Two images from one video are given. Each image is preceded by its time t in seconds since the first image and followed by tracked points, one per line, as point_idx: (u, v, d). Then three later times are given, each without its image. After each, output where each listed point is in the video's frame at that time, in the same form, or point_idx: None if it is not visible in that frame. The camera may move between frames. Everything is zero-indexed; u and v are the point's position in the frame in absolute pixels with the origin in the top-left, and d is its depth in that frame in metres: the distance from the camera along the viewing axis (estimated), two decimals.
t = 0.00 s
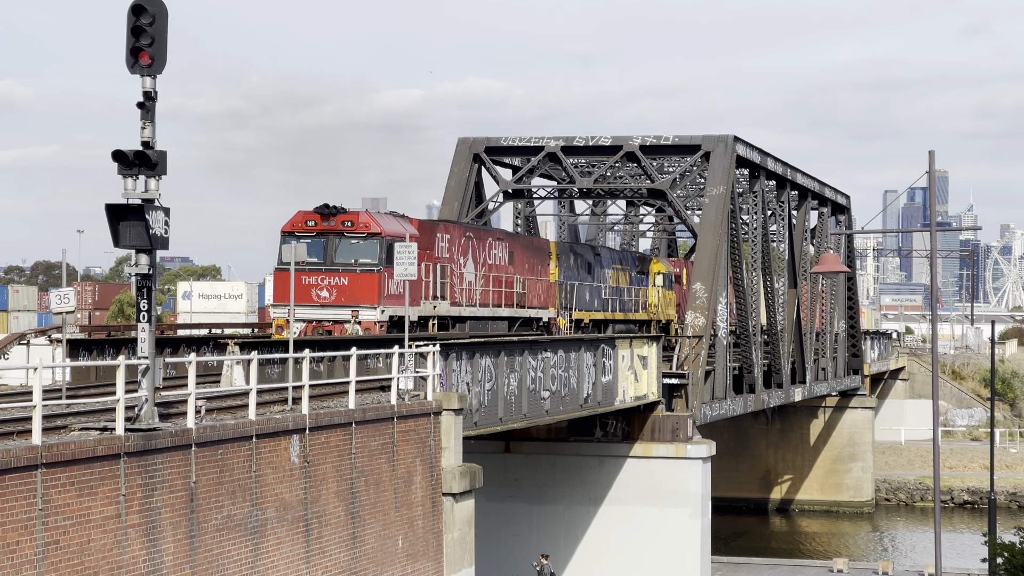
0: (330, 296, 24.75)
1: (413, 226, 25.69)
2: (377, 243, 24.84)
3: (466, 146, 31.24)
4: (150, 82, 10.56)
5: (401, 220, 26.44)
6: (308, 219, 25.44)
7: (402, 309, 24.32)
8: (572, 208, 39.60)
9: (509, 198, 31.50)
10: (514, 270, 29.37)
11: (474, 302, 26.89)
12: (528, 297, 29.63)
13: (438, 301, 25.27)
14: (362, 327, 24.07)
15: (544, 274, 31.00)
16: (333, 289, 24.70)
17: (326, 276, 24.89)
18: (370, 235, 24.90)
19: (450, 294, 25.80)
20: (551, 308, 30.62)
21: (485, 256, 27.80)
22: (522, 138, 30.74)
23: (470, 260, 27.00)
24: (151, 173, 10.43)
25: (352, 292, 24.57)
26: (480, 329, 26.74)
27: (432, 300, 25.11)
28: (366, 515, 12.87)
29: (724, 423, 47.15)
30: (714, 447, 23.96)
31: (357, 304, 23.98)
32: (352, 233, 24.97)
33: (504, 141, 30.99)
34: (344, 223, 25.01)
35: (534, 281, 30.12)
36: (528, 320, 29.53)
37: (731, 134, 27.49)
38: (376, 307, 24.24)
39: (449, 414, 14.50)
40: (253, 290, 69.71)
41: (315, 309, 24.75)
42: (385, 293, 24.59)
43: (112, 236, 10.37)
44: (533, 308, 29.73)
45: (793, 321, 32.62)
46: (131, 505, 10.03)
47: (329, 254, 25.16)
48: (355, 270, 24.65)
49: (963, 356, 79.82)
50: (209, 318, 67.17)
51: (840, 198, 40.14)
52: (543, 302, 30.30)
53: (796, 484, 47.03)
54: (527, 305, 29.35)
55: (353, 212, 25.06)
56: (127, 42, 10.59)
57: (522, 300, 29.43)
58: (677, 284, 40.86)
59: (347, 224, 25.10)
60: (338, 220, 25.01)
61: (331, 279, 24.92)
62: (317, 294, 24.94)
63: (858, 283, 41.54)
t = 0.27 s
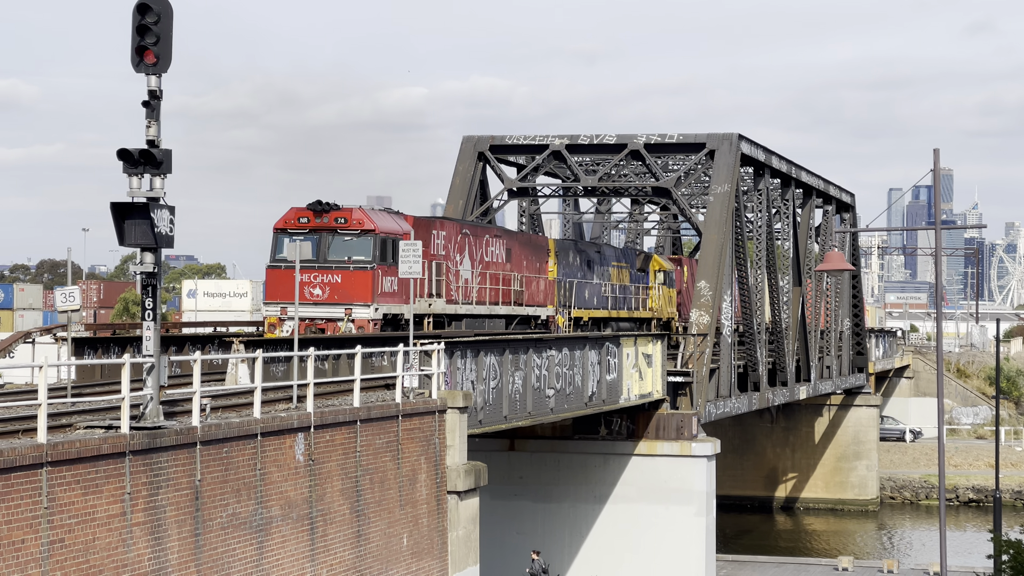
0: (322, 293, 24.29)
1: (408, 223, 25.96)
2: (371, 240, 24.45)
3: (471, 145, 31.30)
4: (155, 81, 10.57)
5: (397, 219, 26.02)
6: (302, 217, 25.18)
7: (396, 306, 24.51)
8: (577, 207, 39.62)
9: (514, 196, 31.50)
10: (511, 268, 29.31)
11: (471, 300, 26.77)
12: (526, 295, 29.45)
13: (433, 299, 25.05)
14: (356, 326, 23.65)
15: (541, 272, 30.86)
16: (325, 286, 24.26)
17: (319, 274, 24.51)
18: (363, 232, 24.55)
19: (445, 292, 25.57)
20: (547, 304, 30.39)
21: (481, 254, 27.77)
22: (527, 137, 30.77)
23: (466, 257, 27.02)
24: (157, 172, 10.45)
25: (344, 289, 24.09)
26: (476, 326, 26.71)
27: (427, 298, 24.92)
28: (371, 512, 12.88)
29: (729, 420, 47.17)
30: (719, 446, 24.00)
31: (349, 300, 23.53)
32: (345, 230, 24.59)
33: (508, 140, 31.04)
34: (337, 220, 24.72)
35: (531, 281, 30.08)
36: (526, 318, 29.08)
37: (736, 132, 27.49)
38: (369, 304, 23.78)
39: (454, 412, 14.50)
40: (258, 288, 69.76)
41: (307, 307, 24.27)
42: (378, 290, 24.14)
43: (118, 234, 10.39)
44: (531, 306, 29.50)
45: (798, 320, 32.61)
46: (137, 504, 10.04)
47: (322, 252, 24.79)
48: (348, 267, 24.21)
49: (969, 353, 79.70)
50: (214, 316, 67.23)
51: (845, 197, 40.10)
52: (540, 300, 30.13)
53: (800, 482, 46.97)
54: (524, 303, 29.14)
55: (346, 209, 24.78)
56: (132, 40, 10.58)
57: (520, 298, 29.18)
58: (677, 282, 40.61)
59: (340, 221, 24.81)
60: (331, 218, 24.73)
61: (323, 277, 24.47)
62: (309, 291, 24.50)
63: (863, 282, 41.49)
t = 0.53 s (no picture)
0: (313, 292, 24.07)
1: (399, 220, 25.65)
2: (363, 238, 24.08)
3: (474, 143, 31.24)
4: (158, 80, 10.58)
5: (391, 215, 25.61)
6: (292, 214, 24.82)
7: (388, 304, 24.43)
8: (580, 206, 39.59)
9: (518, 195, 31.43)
10: (508, 267, 29.25)
11: (466, 298, 26.56)
12: (522, 294, 29.44)
13: (426, 298, 24.79)
14: (347, 325, 23.35)
15: (538, 272, 30.74)
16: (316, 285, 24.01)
17: (310, 272, 24.26)
18: (355, 230, 24.16)
19: (439, 291, 25.30)
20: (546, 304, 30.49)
21: (476, 251, 27.56)
22: (530, 135, 30.67)
23: (461, 255, 26.75)
24: (160, 171, 10.44)
25: (337, 288, 23.84)
26: (471, 325, 26.49)
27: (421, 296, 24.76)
28: (374, 512, 12.87)
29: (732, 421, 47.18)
30: (723, 445, 24.03)
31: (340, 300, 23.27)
32: (337, 228, 24.20)
33: (511, 138, 30.90)
34: (329, 218, 24.32)
35: (527, 280, 29.97)
36: (523, 317, 29.26)
37: (740, 131, 27.45)
38: (361, 303, 23.53)
39: (457, 412, 14.49)
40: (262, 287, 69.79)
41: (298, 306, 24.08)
42: (370, 289, 23.81)
43: (120, 233, 10.37)
44: (527, 305, 29.60)
45: (802, 319, 32.58)
46: (140, 503, 10.03)
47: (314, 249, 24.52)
48: (340, 265, 23.90)
49: (973, 352, 79.64)
50: (218, 315, 67.24)
51: (848, 196, 40.05)
52: (537, 301, 30.18)
53: (804, 482, 46.97)
54: (520, 302, 29.18)
55: (338, 206, 24.35)
56: (135, 40, 10.57)
57: (516, 297, 29.19)
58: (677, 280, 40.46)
59: (332, 219, 24.44)
60: (323, 215, 24.36)
61: (314, 276, 24.21)
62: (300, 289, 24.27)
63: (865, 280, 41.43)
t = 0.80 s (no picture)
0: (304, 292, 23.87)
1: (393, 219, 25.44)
2: (353, 236, 23.80)
3: (477, 144, 31.30)
4: (161, 80, 10.55)
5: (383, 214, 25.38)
6: (283, 213, 24.70)
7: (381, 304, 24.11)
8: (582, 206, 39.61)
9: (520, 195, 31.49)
10: (503, 266, 29.18)
11: (460, 298, 26.46)
12: (517, 294, 29.28)
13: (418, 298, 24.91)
14: (338, 325, 23.12)
15: (535, 272, 30.69)
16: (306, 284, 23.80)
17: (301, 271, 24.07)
18: (345, 228, 23.93)
19: (433, 290, 25.22)
20: (542, 304, 30.50)
21: (471, 251, 27.50)
22: (533, 136, 30.74)
23: (455, 255, 26.68)
24: (162, 171, 10.43)
25: (326, 288, 23.58)
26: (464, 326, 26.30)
27: (412, 296, 24.95)
28: (377, 511, 12.87)
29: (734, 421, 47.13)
30: (725, 445, 24.02)
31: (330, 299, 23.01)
32: (327, 226, 23.99)
33: (514, 139, 30.97)
34: (319, 216, 24.17)
35: (523, 278, 29.89)
36: (518, 317, 29.18)
37: (742, 132, 27.46)
38: (351, 303, 23.20)
39: (460, 411, 14.49)
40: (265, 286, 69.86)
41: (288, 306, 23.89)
42: (361, 288, 23.50)
43: (123, 233, 10.39)
44: (523, 305, 29.55)
45: (804, 319, 32.59)
46: (142, 503, 10.04)
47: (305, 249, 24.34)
48: (330, 264, 23.65)
49: (975, 352, 79.68)
50: (221, 315, 67.33)
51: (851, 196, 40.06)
52: (532, 299, 30.11)
53: (806, 481, 47.04)
54: (516, 302, 29.06)
55: (328, 205, 24.19)
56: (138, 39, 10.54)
57: (511, 297, 29.01)
58: (676, 280, 40.31)
59: (322, 217, 24.27)
60: (313, 214, 24.21)
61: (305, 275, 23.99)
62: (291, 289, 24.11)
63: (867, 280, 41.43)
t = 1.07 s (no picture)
0: (292, 293, 23.62)
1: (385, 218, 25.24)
2: (343, 236, 23.62)
3: (479, 145, 31.31)
4: (163, 81, 10.57)
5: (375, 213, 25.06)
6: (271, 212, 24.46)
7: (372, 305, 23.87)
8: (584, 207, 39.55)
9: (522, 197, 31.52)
10: (497, 266, 29.17)
11: (452, 299, 26.27)
12: (512, 295, 29.36)
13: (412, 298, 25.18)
14: (327, 326, 22.87)
15: (529, 272, 30.72)
16: (295, 285, 23.55)
17: (289, 272, 23.82)
18: (335, 228, 23.77)
19: (426, 292, 25.29)
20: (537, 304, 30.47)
21: (464, 252, 27.49)
22: (535, 137, 30.77)
23: (449, 256, 26.67)
24: (164, 172, 10.42)
25: (316, 288, 23.34)
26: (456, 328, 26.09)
27: (405, 297, 25.00)
28: (379, 514, 12.88)
29: (737, 424, 47.14)
30: (727, 446, 23.98)
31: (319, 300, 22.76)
32: (317, 226, 23.82)
33: (516, 140, 31.00)
34: (308, 216, 24.00)
35: (518, 279, 29.93)
36: (512, 318, 29.20)
37: (745, 132, 27.42)
38: (340, 303, 22.96)
39: (462, 413, 14.50)
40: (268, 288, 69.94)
41: (276, 307, 23.58)
42: (351, 289, 23.27)
43: (125, 235, 10.39)
44: (518, 305, 29.55)
45: (807, 320, 32.60)
46: (144, 504, 10.04)
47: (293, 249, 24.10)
48: (319, 264, 23.42)
49: (977, 354, 79.72)
50: (223, 317, 67.46)
51: (853, 197, 40.03)
52: (526, 299, 30.11)
53: (808, 484, 46.95)
54: (510, 302, 29.11)
55: (317, 204, 24.03)
56: (140, 41, 10.56)
57: (505, 298, 29.09)
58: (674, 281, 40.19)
59: (311, 217, 24.10)
60: (302, 213, 24.04)
61: (293, 275, 23.72)
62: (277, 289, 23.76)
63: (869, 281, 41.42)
